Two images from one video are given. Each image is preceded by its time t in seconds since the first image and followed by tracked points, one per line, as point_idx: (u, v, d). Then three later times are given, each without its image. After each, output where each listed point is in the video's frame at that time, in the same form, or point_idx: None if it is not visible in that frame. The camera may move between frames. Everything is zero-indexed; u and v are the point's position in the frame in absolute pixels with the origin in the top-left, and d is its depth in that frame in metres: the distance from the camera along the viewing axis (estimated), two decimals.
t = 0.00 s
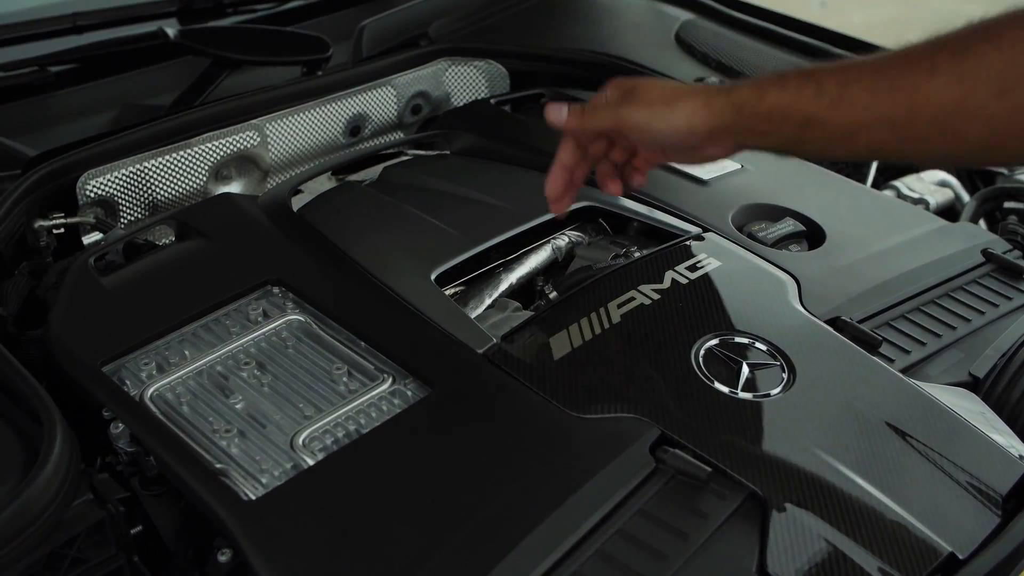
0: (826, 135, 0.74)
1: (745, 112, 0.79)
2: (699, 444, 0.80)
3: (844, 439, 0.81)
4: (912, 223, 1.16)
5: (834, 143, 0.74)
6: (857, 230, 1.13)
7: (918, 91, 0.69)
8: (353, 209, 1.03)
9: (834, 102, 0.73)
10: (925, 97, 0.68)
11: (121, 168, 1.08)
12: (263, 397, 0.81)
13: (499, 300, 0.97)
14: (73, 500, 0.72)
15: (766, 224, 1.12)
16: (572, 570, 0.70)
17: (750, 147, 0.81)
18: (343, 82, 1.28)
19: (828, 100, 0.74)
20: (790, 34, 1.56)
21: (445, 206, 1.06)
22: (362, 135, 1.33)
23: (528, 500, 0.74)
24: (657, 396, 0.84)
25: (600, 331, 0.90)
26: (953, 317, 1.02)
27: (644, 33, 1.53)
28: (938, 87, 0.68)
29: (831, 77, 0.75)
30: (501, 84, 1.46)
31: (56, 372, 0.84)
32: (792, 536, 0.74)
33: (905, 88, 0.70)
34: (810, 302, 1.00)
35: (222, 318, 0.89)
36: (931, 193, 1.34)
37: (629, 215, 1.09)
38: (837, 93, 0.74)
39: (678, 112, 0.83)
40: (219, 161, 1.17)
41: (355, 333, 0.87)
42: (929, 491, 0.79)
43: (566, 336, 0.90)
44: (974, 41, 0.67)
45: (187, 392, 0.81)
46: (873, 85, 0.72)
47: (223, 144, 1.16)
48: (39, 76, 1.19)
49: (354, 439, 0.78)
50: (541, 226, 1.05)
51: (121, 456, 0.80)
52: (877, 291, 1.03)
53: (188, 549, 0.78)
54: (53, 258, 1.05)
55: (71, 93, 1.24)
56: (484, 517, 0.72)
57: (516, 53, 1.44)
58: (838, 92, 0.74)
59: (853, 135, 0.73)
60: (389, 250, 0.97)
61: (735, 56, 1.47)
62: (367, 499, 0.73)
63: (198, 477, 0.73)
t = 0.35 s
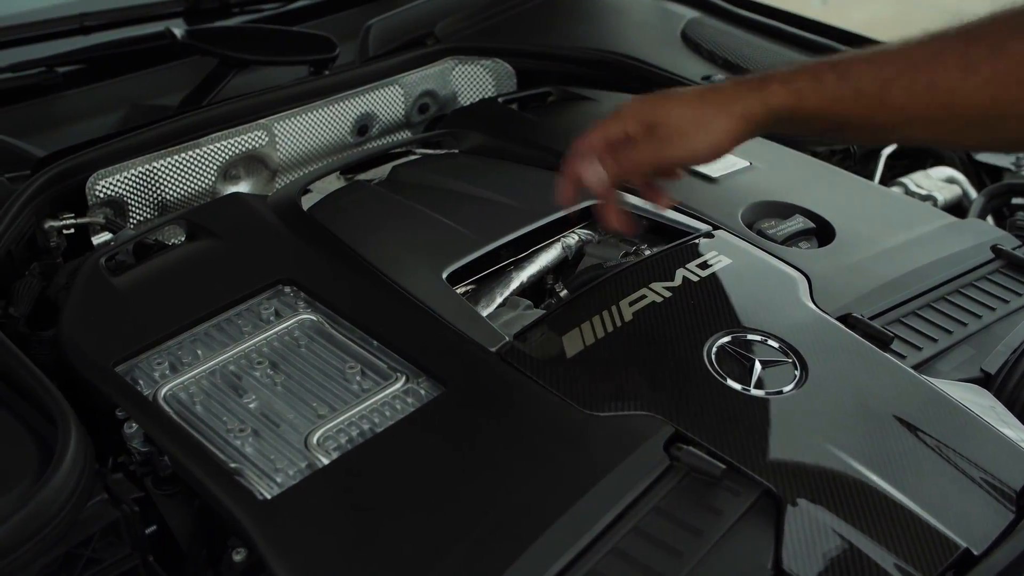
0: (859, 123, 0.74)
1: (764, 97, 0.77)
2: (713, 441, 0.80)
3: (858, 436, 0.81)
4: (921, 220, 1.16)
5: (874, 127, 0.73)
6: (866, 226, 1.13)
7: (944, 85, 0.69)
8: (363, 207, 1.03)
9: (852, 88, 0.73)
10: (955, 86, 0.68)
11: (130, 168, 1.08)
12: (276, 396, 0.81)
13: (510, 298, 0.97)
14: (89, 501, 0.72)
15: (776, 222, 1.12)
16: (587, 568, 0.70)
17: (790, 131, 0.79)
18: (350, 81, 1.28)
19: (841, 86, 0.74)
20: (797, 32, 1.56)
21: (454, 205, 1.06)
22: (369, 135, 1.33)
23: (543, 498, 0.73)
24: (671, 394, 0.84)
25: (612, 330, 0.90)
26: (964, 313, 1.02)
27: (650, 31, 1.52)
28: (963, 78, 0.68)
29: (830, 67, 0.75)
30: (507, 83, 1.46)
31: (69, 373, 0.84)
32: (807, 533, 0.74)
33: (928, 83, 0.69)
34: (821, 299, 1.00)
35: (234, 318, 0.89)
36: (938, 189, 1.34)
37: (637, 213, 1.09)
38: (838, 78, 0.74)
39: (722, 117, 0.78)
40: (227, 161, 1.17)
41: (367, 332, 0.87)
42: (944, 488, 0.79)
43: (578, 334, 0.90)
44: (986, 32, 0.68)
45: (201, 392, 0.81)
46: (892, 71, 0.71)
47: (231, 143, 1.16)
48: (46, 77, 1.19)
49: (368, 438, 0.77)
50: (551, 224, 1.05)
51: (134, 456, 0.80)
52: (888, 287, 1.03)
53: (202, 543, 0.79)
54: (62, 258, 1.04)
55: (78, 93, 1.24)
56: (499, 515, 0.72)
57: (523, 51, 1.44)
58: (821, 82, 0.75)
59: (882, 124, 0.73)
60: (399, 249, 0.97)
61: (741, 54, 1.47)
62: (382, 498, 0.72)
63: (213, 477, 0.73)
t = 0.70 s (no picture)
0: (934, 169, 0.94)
1: (856, 145, 0.95)
2: (729, 436, 0.80)
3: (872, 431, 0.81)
4: (931, 216, 1.16)
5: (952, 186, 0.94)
6: (877, 222, 1.13)
7: (995, 131, 0.95)
8: (375, 205, 1.03)
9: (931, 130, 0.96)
10: (990, 155, 0.95)
11: (142, 166, 1.08)
12: (293, 393, 0.81)
13: (524, 295, 0.97)
14: (106, 499, 0.72)
15: (788, 218, 1.13)
16: (606, 564, 0.70)
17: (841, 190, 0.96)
18: (360, 79, 1.28)
19: (923, 135, 0.95)
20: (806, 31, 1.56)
21: (467, 203, 1.06)
22: (378, 133, 1.33)
23: (559, 494, 0.74)
24: (686, 389, 0.84)
25: (626, 326, 0.90)
26: (976, 309, 1.02)
27: (657, 29, 1.52)
28: (995, 156, 0.95)
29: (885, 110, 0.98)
30: (515, 82, 1.46)
31: (85, 371, 0.84)
32: (826, 529, 0.74)
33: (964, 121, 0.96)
34: (833, 295, 1.00)
35: (248, 315, 0.89)
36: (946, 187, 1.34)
37: (647, 209, 1.09)
38: (897, 139, 0.96)
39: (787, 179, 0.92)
40: (238, 159, 1.17)
41: (382, 328, 0.87)
42: (958, 482, 0.79)
43: (593, 329, 0.90)
44: (1005, 100, 0.97)
45: (217, 389, 0.81)
46: (928, 118, 0.97)
47: (242, 141, 1.16)
48: (56, 75, 1.19)
49: (385, 434, 0.78)
50: (564, 221, 1.05)
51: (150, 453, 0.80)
52: (899, 284, 1.03)
53: (218, 542, 0.79)
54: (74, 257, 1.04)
55: (88, 92, 1.24)
56: (516, 511, 0.72)
57: (531, 50, 1.44)
58: (941, 150, 0.95)
59: (983, 176, 0.94)
60: (413, 246, 0.97)
61: (749, 52, 1.47)
62: (399, 494, 0.73)
63: (231, 473, 0.73)
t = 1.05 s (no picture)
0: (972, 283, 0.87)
1: (898, 243, 0.88)
2: (747, 432, 0.80)
3: (888, 426, 0.82)
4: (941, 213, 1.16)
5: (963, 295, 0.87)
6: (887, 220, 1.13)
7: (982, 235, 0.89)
8: (389, 203, 1.03)
9: (973, 232, 0.89)
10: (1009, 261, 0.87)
11: (154, 165, 1.08)
12: (311, 389, 0.81)
13: (538, 293, 0.97)
14: (126, 495, 0.72)
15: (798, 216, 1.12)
16: (625, 558, 0.71)
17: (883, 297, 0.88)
18: (369, 80, 1.29)
19: (960, 236, 0.89)
20: (812, 30, 1.56)
21: (481, 201, 1.06)
22: (388, 132, 1.34)
23: (579, 488, 0.74)
24: (703, 385, 0.84)
25: (641, 323, 0.91)
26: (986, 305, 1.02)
27: (664, 28, 1.53)
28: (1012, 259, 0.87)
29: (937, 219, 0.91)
30: (523, 81, 1.47)
31: (104, 368, 0.84)
32: (844, 523, 0.74)
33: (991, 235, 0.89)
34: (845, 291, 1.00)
35: (266, 313, 0.89)
36: (953, 184, 1.33)
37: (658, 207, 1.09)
38: (943, 241, 0.89)
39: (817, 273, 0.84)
40: (250, 158, 1.17)
41: (399, 325, 0.88)
42: (974, 476, 0.79)
43: (609, 327, 0.90)
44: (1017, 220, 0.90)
45: (236, 386, 0.81)
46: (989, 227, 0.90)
47: (255, 141, 1.17)
48: (68, 75, 1.19)
49: (405, 430, 0.78)
50: (577, 219, 1.06)
51: (169, 449, 0.80)
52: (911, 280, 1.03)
53: (241, 536, 0.78)
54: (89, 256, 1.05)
55: (99, 91, 1.24)
56: (537, 505, 0.72)
57: (539, 49, 1.44)
58: (984, 248, 0.88)
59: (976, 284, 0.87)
60: (427, 244, 0.97)
61: (757, 50, 1.47)
62: (420, 488, 0.73)
63: (253, 468, 0.73)
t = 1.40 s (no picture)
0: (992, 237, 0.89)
1: (919, 198, 0.90)
2: (762, 426, 0.80)
3: (902, 419, 0.83)
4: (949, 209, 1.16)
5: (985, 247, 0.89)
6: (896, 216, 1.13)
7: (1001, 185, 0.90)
8: (401, 202, 1.04)
9: (995, 181, 0.90)
10: None
11: (167, 165, 1.08)
12: (329, 386, 0.82)
13: (551, 290, 0.98)
14: (148, 491, 0.71)
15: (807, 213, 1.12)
16: (645, 552, 0.71)
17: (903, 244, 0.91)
18: (379, 79, 1.29)
19: (980, 187, 0.90)
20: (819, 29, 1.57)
21: (492, 199, 1.06)
22: (397, 132, 1.34)
23: (597, 483, 0.74)
24: (718, 380, 0.85)
25: (657, 318, 0.91)
26: (996, 300, 1.03)
27: (670, 28, 1.53)
28: None
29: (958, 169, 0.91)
30: (532, 81, 1.47)
31: (121, 366, 0.85)
32: (861, 516, 0.74)
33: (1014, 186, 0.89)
34: (856, 287, 1.01)
35: (281, 310, 0.89)
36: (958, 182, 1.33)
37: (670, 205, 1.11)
38: (962, 191, 0.90)
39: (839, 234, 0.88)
40: (261, 158, 1.17)
41: (414, 323, 0.88)
42: (988, 469, 0.80)
43: (623, 323, 0.91)
44: None
45: (253, 383, 0.82)
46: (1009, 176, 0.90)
47: (266, 140, 1.17)
48: (79, 75, 1.20)
49: (423, 426, 0.78)
50: (588, 217, 1.06)
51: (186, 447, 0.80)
52: (921, 276, 1.04)
53: (259, 533, 0.78)
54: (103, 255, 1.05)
55: (108, 91, 1.25)
56: (555, 500, 0.73)
57: (546, 48, 1.45)
58: (1004, 202, 0.89)
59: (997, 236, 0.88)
60: (440, 242, 0.97)
61: (763, 49, 1.48)
62: (439, 484, 0.73)
63: (273, 464, 0.74)
